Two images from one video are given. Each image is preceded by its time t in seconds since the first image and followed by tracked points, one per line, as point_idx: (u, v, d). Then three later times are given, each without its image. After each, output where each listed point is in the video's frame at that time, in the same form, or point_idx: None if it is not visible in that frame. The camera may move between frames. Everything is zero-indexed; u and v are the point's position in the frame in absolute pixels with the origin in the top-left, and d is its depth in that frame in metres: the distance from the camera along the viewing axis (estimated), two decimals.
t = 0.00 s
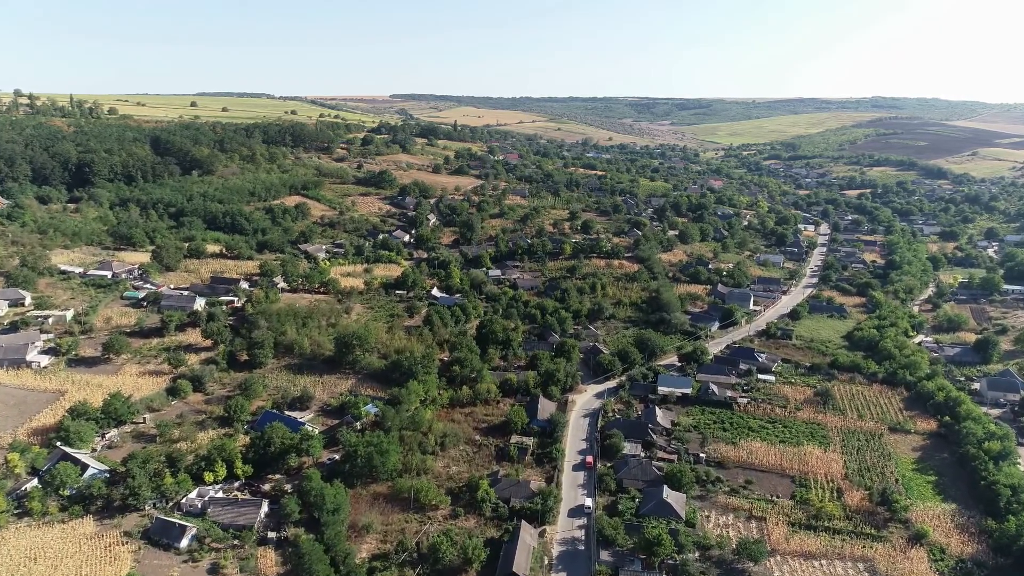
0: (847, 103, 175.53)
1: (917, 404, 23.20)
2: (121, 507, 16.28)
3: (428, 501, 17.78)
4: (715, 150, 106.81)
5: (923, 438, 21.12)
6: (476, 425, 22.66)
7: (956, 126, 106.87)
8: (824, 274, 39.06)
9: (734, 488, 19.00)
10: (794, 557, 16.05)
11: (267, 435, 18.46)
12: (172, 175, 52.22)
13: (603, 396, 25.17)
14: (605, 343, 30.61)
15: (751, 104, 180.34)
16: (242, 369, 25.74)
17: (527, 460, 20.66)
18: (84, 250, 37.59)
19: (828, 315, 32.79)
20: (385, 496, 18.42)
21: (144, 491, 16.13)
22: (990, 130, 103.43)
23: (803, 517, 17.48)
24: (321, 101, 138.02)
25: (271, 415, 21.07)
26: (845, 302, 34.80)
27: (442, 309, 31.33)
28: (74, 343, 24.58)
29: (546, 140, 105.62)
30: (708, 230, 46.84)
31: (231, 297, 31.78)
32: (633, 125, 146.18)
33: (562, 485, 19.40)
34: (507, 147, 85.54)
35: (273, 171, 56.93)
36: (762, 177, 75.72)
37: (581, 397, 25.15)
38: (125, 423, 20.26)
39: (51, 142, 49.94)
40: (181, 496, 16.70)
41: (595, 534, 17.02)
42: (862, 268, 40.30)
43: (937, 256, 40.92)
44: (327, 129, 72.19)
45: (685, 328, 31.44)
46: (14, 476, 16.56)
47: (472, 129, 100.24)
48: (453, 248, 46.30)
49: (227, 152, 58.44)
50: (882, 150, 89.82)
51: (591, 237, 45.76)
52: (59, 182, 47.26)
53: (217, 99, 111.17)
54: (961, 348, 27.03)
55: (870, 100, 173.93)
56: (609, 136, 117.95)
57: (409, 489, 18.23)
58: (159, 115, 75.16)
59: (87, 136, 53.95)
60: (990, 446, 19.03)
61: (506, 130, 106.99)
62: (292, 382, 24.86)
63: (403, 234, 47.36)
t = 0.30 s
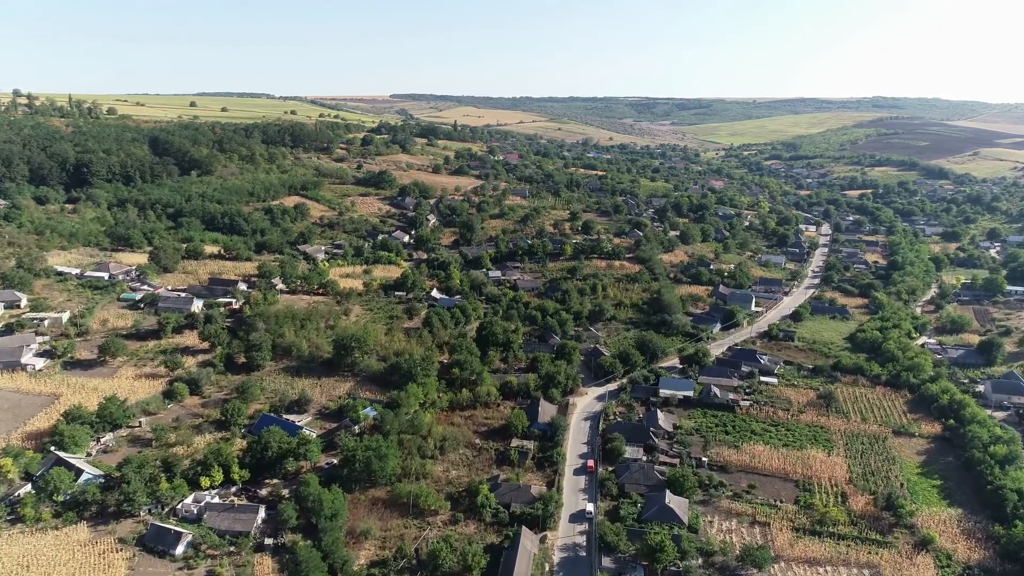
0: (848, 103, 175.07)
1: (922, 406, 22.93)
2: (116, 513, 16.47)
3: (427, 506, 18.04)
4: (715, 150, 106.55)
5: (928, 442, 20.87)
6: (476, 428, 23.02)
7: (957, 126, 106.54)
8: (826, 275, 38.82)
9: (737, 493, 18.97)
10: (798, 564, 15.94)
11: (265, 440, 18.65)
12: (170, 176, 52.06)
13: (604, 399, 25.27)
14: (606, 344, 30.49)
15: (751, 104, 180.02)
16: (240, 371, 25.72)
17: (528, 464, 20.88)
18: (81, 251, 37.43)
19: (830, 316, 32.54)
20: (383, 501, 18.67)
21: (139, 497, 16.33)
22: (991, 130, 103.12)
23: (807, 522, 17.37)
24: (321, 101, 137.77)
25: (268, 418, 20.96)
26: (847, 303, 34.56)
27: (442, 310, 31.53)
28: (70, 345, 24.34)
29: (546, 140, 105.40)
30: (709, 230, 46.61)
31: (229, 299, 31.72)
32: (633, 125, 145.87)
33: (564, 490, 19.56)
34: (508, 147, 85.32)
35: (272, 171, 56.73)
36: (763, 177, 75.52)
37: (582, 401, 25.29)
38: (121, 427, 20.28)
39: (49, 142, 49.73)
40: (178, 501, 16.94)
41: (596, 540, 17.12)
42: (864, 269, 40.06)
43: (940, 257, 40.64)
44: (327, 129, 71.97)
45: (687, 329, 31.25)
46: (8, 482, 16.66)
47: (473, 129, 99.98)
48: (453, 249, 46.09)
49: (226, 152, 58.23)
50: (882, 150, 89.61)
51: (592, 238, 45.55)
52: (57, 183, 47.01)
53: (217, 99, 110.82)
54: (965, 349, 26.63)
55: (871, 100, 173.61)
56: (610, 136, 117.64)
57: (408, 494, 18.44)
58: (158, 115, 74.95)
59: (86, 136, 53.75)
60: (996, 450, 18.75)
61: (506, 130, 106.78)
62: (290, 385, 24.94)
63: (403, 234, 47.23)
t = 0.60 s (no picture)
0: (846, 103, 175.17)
1: (923, 409, 22.75)
2: (108, 520, 16.31)
3: (424, 512, 17.99)
4: (713, 150, 106.48)
5: (929, 445, 20.70)
6: (474, 432, 23.11)
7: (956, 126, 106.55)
8: (825, 275, 38.67)
9: (738, 498, 19.01)
10: (800, 570, 15.87)
11: (259, 444, 18.63)
12: (166, 176, 51.77)
13: (603, 402, 25.34)
14: (606, 346, 30.38)
15: (749, 104, 179.95)
16: (235, 374, 25.56)
17: (526, 468, 21.04)
18: (75, 252, 37.15)
19: (830, 317, 32.38)
20: (380, 506, 18.65)
21: (131, 504, 16.12)
22: (989, 130, 103.17)
23: (808, 527, 17.33)
24: (319, 102, 137.41)
25: (263, 422, 20.86)
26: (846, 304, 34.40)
27: (439, 312, 31.50)
28: (63, 348, 24.12)
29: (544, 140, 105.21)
30: (708, 230, 46.47)
31: (224, 301, 31.61)
32: (632, 125, 145.72)
33: (563, 495, 19.71)
34: (506, 147, 85.14)
35: (268, 172, 56.47)
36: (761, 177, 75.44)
37: (580, 403, 25.37)
38: (114, 431, 20.12)
39: (44, 142, 49.36)
40: (170, 507, 16.81)
41: (596, 546, 17.28)
42: (863, 270, 39.92)
43: (940, 257, 40.51)
44: (324, 129, 71.70)
45: (686, 330, 31.12)
46: None
47: (470, 128, 99.70)
48: (451, 249, 45.88)
49: (222, 152, 57.92)
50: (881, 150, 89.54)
51: (590, 238, 45.39)
52: (51, 183, 46.66)
53: (215, 99, 110.11)
54: (966, 351, 26.40)
55: (869, 100, 173.63)
56: (608, 136, 117.43)
57: (405, 499, 18.46)
58: (154, 115, 74.58)
59: (81, 136, 53.41)
60: (999, 454, 18.55)
61: (504, 130, 106.58)
62: (286, 388, 24.83)
63: (400, 235, 47.06)
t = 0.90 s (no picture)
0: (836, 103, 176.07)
1: (917, 410, 22.70)
2: (92, 528, 16.05)
3: (415, 518, 17.94)
4: (705, 150, 106.67)
5: (923, 446, 20.64)
6: (466, 436, 22.93)
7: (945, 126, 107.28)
8: (818, 276, 38.69)
9: (732, 501, 18.93)
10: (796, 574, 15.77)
11: (248, 450, 18.43)
12: (155, 177, 51.05)
13: (596, 404, 25.22)
14: (599, 348, 30.25)
15: (741, 103, 180.46)
16: (224, 377, 25.30)
17: (519, 472, 20.92)
18: (61, 254, 36.51)
19: (823, 318, 32.34)
20: (370, 512, 18.44)
21: (116, 512, 15.92)
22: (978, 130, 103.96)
23: (804, 531, 17.25)
24: (310, 102, 136.25)
25: (253, 427, 20.78)
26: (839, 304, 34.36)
27: (431, 314, 31.30)
28: (48, 353, 23.83)
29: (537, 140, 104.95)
30: (701, 231, 46.42)
31: (213, 303, 31.27)
32: (624, 125, 145.76)
33: (556, 500, 19.61)
34: (498, 147, 84.88)
35: (258, 172, 55.85)
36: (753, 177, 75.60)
37: (573, 406, 25.25)
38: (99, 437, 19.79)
39: (29, 143, 48.55)
40: (156, 516, 16.63)
41: (590, 552, 17.19)
42: (855, 270, 39.96)
43: (931, 257, 40.61)
44: (315, 129, 71.11)
45: (679, 332, 31.03)
46: None
47: (463, 129, 99.28)
48: (443, 251, 45.53)
49: (211, 153, 57.25)
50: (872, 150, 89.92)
51: (583, 239, 45.18)
52: (37, 184, 45.85)
53: (204, 99, 108.93)
54: (960, 351, 26.38)
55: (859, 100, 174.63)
56: (600, 136, 117.32)
57: (396, 505, 18.30)
58: (143, 115, 73.71)
59: (68, 136, 52.57)
60: (993, 455, 18.48)
61: (496, 130, 106.24)
62: (275, 392, 24.55)
63: (392, 236, 46.70)
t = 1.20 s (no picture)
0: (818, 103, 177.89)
1: (903, 409, 22.74)
2: (67, 541, 15.93)
3: (400, 525, 17.68)
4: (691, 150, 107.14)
5: (909, 446, 20.65)
6: (452, 440, 22.66)
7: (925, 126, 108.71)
8: (803, 275, 38.86)
9: (720, 503, 18.79)
10: None
11: (228, 457, 18.43)
12: (135, 178, 49.91)
13: (582, 406, 25.01)
14: (585, 349, 30.05)
15: (725, 103, 181.60)
16: (204, 383, 25.18)
17: (506, 476, 20.67)
18: (37, 257, 35.48)
19: (808, 317, 32.43)
20: (354, 520, 18.32)
21: (91, 523, 15.75)
22: (957, 130, 105.50)
23: (792, 533, 17.14)
24: (294, 102, 134.61)
25: (234, 433, 20.77)
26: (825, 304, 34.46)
27: (416, 316, 30.95)
28: (22, 359, 23.60)
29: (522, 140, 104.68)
30: (686, 231, 46.47)
31: (194, 306, 30.81)
32: (610, 125, 146.03)
33: (543, 504, 19.35)
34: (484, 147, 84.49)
35: (241, 172, 54.93)
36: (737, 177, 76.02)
37: (560, 408, 25.02)
38: (75, 445, 19.76)
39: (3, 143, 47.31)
40: (133, 526, 16.53)
41: (577, 557, 16.95)
42: (840, 269, 40.17)
43: (914, 256, 40.95)
44: (298, 129, 70.21)
45: (666, 332, 30.96)
46: None
47: (448, 129, 98.67)
48: (428, 252, 45.09)
49: (193, 153, 56.23)
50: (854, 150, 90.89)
51: (569, 239, 44.97)
52: (14, 186, 44.59)
53: (186, 98, 107.03)
54: (944, 350, 26.51)
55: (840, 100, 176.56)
56: (586, 136, 117.34)
57: (381, 511, 18.11)
58: (122, 115, 72.27)
59: (44, 136, 51.31)
60: (979, 455, 18.50)
61: (482, 130, 105.77)
62: (257, 397, 24.31)
63: (376, 237, 46.15)
